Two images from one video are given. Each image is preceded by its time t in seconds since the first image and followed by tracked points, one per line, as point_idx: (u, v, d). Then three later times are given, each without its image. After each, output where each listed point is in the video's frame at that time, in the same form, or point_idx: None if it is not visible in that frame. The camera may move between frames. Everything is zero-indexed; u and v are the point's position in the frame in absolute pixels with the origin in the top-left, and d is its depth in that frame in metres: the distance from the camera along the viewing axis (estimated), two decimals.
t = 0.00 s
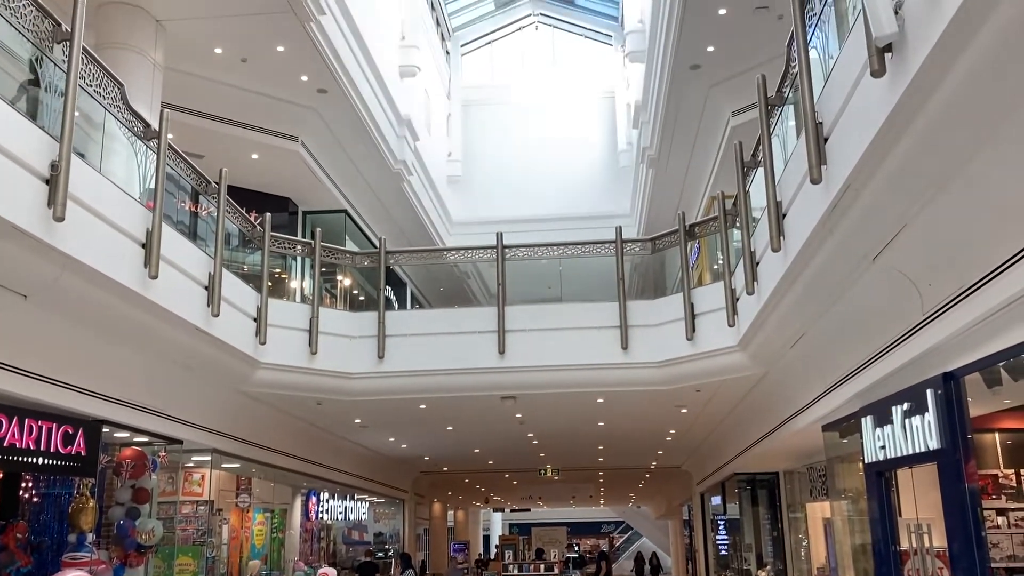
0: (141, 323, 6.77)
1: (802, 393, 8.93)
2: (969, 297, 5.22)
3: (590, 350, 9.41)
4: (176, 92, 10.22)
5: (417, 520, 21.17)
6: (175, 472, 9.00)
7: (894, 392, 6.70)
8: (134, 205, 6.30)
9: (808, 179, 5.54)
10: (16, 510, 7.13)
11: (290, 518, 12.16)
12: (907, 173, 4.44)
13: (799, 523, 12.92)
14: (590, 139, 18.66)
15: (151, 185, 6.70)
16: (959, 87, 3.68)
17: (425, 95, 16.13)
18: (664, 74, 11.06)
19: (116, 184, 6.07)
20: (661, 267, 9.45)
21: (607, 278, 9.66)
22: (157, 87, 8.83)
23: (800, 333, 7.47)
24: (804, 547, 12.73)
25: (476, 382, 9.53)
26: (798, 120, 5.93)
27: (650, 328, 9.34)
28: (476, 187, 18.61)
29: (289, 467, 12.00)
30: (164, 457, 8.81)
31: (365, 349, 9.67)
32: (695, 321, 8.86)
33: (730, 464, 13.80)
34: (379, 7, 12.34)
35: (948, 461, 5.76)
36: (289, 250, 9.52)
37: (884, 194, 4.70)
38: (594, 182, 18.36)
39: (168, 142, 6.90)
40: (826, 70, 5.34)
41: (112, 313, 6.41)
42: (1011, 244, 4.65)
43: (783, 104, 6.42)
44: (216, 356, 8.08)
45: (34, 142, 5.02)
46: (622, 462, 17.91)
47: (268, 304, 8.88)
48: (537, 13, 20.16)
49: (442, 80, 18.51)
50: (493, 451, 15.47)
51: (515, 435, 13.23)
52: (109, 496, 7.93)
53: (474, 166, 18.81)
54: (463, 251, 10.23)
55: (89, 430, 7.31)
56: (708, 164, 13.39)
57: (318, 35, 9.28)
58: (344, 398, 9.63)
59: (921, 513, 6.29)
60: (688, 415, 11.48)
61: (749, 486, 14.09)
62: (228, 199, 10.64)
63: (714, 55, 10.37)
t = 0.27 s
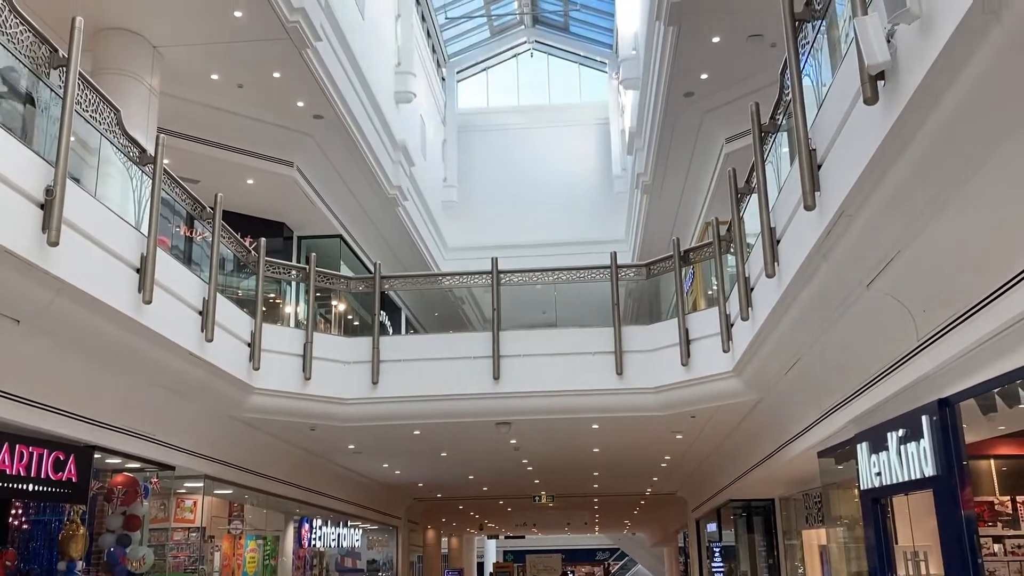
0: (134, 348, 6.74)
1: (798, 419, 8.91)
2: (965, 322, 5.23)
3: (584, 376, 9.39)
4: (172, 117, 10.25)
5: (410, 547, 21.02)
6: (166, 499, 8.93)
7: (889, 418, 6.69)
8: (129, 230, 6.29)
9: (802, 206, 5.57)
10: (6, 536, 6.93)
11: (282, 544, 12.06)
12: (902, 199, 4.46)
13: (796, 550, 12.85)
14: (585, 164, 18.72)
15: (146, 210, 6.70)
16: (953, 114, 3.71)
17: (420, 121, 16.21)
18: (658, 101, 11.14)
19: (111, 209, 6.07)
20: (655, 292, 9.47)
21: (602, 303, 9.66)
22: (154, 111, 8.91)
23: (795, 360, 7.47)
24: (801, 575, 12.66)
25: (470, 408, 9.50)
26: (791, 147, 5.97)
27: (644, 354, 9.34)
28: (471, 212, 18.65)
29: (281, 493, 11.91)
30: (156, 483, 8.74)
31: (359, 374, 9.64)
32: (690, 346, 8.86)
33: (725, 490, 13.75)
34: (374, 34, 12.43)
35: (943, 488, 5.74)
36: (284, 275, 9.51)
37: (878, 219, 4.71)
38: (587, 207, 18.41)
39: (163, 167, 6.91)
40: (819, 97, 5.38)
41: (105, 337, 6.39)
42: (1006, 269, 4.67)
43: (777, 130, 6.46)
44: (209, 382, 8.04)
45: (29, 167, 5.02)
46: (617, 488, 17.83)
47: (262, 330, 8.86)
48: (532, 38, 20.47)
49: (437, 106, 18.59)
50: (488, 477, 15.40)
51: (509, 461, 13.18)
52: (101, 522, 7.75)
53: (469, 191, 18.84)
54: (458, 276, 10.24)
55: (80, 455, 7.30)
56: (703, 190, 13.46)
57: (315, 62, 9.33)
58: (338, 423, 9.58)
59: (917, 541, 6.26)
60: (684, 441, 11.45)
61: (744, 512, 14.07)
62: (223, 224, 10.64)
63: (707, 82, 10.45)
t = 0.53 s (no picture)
0: (127, 373, 6.70)
1: (794, 445, 8.88)
2: (961, 347, 5.22)
3: (580, 401, 9.36)
4: (168, 142, 10.28)
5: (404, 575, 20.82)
6: (158, 526, 8.85)
7: (886, 443, 6.67)
8: (124, 255, 6.29)
9: (796, 233, 5.59)
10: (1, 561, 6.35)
11: (275, 572, 11.94)
12: (897, 225, 4.47)
13: None
14: (580, 190, 18.79)
15: (141, 235, 6.69)
16: (947, 141, 3.73)
17: (416, 147, 16.27)
18: (653, 128, 11.20)
19: (106, 234, 6.06)
20: (651, 318, 9.46)
21: (598, 328, 9.66)
22: (150, 135, 8.90)
23: (791, 385, 7.45)
24: None
25: (465, 434, 9.45)
26: (785, 174, 6.00)
27: (640, 379, 9.31)
28: (466, 237, 18.67)
29: (275, 520, 11.81)
30: (148, 510, 8.66)
31: (354, 400, 9.60)
32: (685, 372, 8.85)
33: (721, 517, 13.67)
34: (371, 61, 12.50)
35: (941, 515, 5.70)
36: (278, 300, 9.45)
37: (873, 246, 4.73)
38: (583, 232, 18.45)
39: (158, 192, 6.91)
40: (813, 124, 5.41)
41: (98, 362, 6.35)
42: (999, 295, 4.68)
43: (771, 157, 6.49)
44: (203, 407, 7.99)
45: (24, 192, 5.02)
46: (613, 515, 17.72)
47: (257, 355, 8.83)
48: (528, 65, 20.54)
49: (433, 131, 18.67)
50: (483, 504, 15.30)
51: (505, 487, 13.10)
52: (92, 550, 7.67)
53: (464, 216, 18.86)
54: (453, 301, 10.24)
55: (71, 482, 7.27)
56: (697, 216, 13.51)
57: (311, 88, 9.37)
58: (332, 450, 9.52)
59: (915, 568, 6.21)
60: (680, 468, 11.40)
61: (741, 539, 13.99)
62: (218, 249, 10.64)
63: (701, 109, 10.51)
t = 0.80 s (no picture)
0: (122, 401, 6.68)
1: (791, 473, 8.86)
2: (957, 375, 5.23)
3: (576, 430, 9.34)
4: (167, 170, 10.33)
5: None
6: (151, 555, 8.78)
7: (883, 472, 6.66)
8: (121, 283, 6.30)
9: (791, 261, 5.62)
10: None
11: None
12: (892, 254, 4.49)
13: None
14: (576, 218, 18.87)
15: (138, 263, 6.71)
16: (939, 171, 3.77)
17: (414, 175, 16.35)
18: (648, 157, 11.27)
19: (103, 262, 6.08)
20: (647, 345, 9.47)
21: (594, 356, 9.66)
22: (148, 163, 8.93)
23: (788, 414, 7.44)
24: None
25: (462, 462, 9.41)
26: (780, 202, 6.03)
27: (637, 407, 9.30)
28: (463, 264, 18.69)
29: (269, 549, 11.72)
30: (142, 539, 8.59)
31: (350, 428, 9.57)
32: (682, 400, 8.84)
33: (719, 546, 13.59)
34: (369, 90, 12.60)
35: (939, 545, 5.68)
36: (275, 327, 9.52)
37: (867, 274, 4.76)
38: (579, 260, 18.49)
39: (156, 220, 6.94)
40: (807, 153, 5.45)
41: (94, 390, 6.33)
42: (994, 324, 4.70)
43: (765, 186, 6.54)
44: (197, 435, 7.96)
45: (22, 220, 5.04)
46: (610, 544, 17.60)
47: (253, 383, 8.81)
48: (525, 95, 20.67)
49: (430, 159, 18.76)
50: (479, 533, 15.20)
51: (501, 516, 13.02)
52: None
53: (461, 244, 18.89)
54: (450, 328, 10.25)
55: (65, 511, 7.21)
56: (693, 243, 13.57)
57: (309, 117, 9.43)
58: (328, 478, 9.47)
59: None
60: (677, 496, 11.35)
61: (738, 568, 13.90)
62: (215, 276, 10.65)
63: (697, 138, 10.59)
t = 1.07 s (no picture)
0: (115, 430, 6.63)
1: (790, 504, 8.80)
2: (954, 404, 5.22)
3: (573, 460, 9.29)
4: (163, 199, 10.35)
5: None
6: None
7: (882, 502, 6.62)
8: (117, 312, 6.29)
9: (788, 290, 5.61)
10: None
11: None
12: (888, 283, 4.49)
13: None
14: (573, 247, 18.89)
15: (134, 292, 6.69)
16: (935, 200, 3.77)
17: (410, 204, 16.40)
18: (644, 187, 11.32)
19: (98, 291, 6.06)
20: (644, 375, 9.44)
21: (591, 386, 9.63)
22: (144, 193, 8.92)
23: (785, 444, 7.41)
24: None
25: (458, 492, 9.34)
26: (776, 232, 6.04)
27: (634, 437, 9.26)
28: (459, 293, 18.67)
29: None
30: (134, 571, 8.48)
31: (345, 457, 9.51)
32: (679, 430, 8.79)
33: None
34: (366, 119, 12.66)
35: None
36: (271, 356, 9.52)
37: (865, 303, 4.75)
38: (576, 288, 18.49)
39: (152, 249, 6.93)
40: (802, 183, 5.47)
41: (87, 420, 6.29)
42: (991, 353, 4.69)
43: (761, 216, 6.56)
44: (191, 465, 7.90)
45: (17, 249, 5.03)
46: None
47: (248, 413, 8.76)
48: (521, 125, 20.78)
49: (427, 188, 18.82)
50: (475, 564, 15.05)
51: (497, 547, 12.91)
52: None
53: (458, 272, 18.90)
54: (446, 357, 10.23)
55: (57, 543, 7.11)
56: (690, 272, 13.59)
57: (307, 146, 9.46)
58: (323, 509, 9.39)
59: None
60: (675, 527, 11.27)
61: None
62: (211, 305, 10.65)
63: (692, 168, 10.64)
